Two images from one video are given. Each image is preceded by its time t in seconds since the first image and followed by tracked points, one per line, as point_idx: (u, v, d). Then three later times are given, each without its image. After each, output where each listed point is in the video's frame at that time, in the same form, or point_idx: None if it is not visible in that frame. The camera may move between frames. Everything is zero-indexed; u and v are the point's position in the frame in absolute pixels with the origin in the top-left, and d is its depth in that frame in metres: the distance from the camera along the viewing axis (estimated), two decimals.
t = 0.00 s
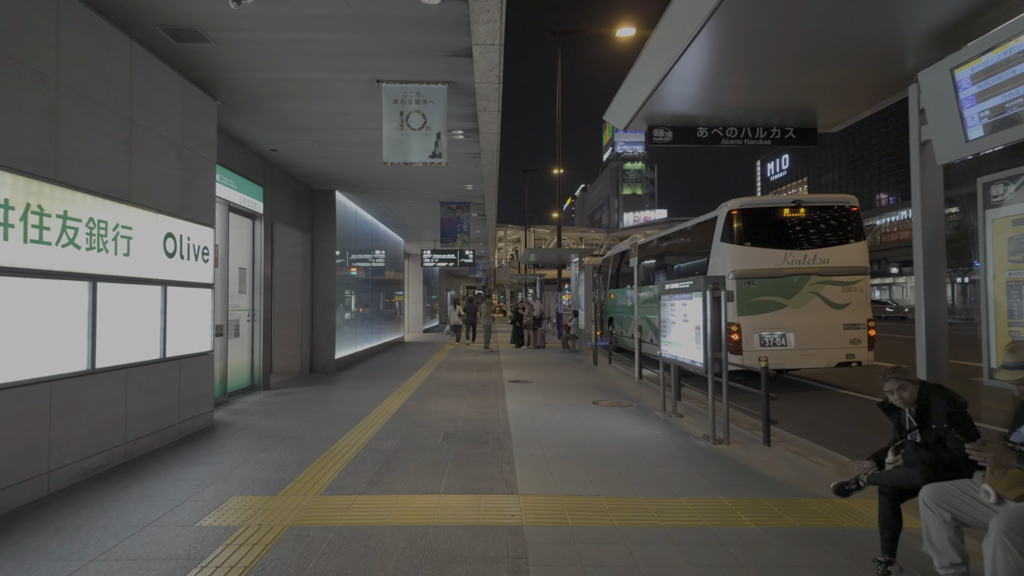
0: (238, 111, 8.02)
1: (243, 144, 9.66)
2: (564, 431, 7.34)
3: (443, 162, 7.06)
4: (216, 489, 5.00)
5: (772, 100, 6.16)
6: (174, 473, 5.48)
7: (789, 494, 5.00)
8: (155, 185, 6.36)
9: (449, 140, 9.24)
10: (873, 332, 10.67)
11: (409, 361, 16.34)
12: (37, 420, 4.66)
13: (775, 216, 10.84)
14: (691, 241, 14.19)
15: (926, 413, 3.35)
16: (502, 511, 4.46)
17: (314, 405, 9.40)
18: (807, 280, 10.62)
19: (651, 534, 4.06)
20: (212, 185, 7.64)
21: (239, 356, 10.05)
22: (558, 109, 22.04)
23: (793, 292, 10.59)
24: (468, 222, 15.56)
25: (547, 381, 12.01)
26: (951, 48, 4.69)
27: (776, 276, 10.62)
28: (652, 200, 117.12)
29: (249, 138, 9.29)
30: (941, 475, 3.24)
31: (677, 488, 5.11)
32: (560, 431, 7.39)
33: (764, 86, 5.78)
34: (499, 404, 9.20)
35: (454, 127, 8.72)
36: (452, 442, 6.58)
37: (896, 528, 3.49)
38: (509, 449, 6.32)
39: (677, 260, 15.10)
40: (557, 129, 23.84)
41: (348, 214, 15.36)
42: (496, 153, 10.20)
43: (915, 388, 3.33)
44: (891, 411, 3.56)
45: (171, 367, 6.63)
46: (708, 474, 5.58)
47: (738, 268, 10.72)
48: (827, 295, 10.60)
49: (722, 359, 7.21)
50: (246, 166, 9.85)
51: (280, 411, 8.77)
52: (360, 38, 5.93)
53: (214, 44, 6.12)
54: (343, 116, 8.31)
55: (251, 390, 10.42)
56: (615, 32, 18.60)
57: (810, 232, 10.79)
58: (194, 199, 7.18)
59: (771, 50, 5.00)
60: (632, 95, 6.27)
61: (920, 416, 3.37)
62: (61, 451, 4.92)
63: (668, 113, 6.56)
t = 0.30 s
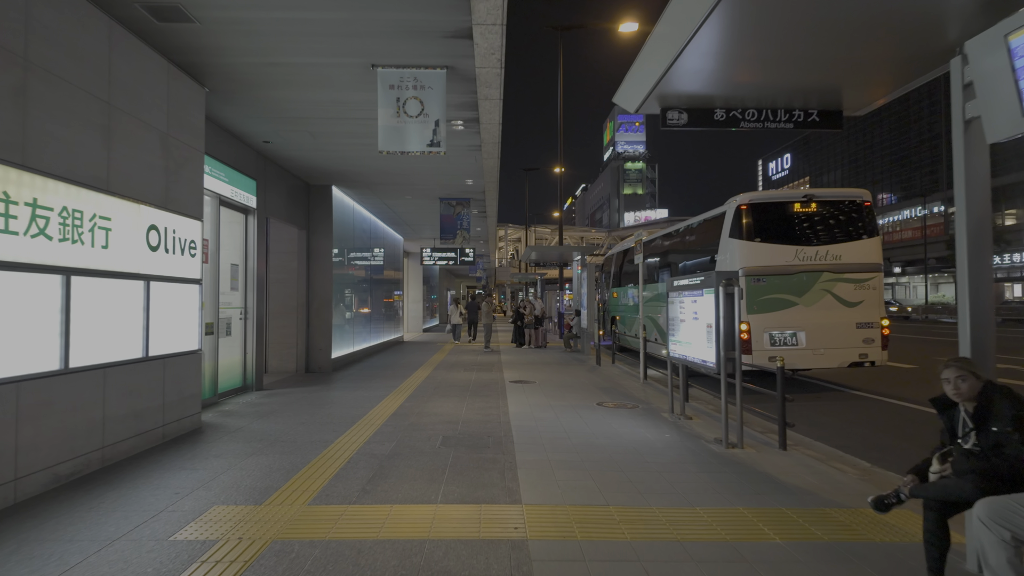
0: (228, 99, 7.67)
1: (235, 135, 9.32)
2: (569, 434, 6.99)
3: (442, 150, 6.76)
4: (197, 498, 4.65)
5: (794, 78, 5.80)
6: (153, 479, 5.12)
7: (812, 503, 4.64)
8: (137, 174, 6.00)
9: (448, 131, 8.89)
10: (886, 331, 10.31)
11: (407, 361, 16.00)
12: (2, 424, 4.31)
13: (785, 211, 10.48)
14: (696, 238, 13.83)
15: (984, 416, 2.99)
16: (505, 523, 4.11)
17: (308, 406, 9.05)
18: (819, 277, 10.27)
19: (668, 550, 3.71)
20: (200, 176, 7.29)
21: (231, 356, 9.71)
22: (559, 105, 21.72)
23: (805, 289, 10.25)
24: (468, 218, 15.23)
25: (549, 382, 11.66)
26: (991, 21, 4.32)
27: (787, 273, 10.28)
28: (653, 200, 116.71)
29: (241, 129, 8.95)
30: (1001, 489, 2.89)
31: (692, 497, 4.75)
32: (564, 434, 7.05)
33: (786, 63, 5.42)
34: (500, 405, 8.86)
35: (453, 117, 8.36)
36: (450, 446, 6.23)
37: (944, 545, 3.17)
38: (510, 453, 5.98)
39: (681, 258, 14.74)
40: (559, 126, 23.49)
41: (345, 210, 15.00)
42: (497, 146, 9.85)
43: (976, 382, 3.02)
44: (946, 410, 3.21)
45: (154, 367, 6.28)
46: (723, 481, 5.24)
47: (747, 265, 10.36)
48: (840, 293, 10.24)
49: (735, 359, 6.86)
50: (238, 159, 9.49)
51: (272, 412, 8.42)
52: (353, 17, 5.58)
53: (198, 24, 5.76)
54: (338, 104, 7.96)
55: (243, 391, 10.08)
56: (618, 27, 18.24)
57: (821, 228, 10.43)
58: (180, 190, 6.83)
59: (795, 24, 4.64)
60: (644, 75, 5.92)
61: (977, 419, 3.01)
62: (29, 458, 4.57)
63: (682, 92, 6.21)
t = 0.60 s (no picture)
0: (214, 92, 7.33)
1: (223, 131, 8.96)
2: (570, 444, 6.64)
3: (435, 145, 6.40)
4: (169, 519, 4.30)
5: (810, 61, 5.47)
6: (125, 496, 4.77)
7: (834, 524, 4.29)
8: (112, 169, 5.65)
9: (444, 126, 8.53)
10: (899, 334, 9.95)
11: (404, 363, 15.64)
12: None
13: (795, 209, 10.13)
14: (700, 238, 13.48)
15: None
16: (502, 549, 3.76)
17: (298, 413, 8.70)
18: (829, 278, 9.91)
19: None
20: (183, 173, 6.95)
21: (219, 360, 9.38)
22: (560, 103, 21.32)
23: (814, 291, 9.89)
24: (465, 217, 14.93)
25: (549, 386, 11.30)
26: None
27: (796, 275, 9.92)
28: (653, 200, 116.28)
29: (229, 124, 8.59)
30: None
31: (705, 517, 4.40)
32: (565, 443, 6.70)
33: (803, 45, 5.09)
34: (499, 411, 8.50)
35: (450, 111, 8.00)
36: (445, 458, 5.88)
37: None
38: (509, 466, 5.62)
39: (685, 259, 14.38)
40: (559, 124, 23.10)
41: (341, 210, 14.65)
42: (495, 142, 9.49)
43: None
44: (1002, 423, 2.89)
45: (132, 374, 5.93)
46: (735, 497, 4.89)
47: (755, 265, 10.00)
48: (851, 295, 9.89)
49: (746, 365, 6.51)
50: (227, 156, 9.15)
51: (260, 419, 8.07)
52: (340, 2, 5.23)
53: (177, 10, 5.42)
54: (329, 98, 7.61)
55: (233, 396, 9.76)
56: (619, 24, 17.87)
57: (832, 227, 10.07)
58: (160, 187, 6.48)
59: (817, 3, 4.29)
60: (652, 60, 5.57)
61: None
62: None
63: (691, 76, 5.85)
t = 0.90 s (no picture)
0: (193, 79, 6.99)
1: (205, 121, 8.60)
2: (568, 448, 6.31)
3: (425, 133, 6.12)
4: (131, 532, 3.95)
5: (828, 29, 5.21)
6: (86, 507, 4.42)
7: (855, 538, 3.94)
8: (77, 156, 5.28)
9: (436, 116, 8.19)
10: (906, 333, 9.64)
11: (397, 364, 15.28)
12: None
13: (798, 204, 9.81)
14: (699, 236, 13.15)
15: None
16: (493, 566, 3.43)
17: (284, 415, 8.33)
18: (834, 275, 9.61)
19: None
20: (159, 163, 6.59)
21: (201, 360, 9.03)
22: (556, 99, 20.99)
23: (819, 288, 9.58)
24: (460, 214, 14.55)
25: (546, 387, 10.96)
26: None
27: (799, 272, 9.61)
28: (650, 199, 116.06)
29: (211, 113, 8.24)
30: None
31: (712, 529, 4.07)
32: (562, 447, 6.37)
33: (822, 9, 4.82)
34: (493, 413, 8.16)
35: (441, 100, 7.66)
36: (435, 464, 5.55)
37: None
38: (503, 473, 5.27)
39: (683, 257, 14.05)
40: (556, 120, 22.75)
41: (333, 206, 14.30)
42: (490, 134, 9.15)
43: None
44: None
45: (101, 374, 5.56)
46: (744, 507, 4.56)
47: (757, 262, 9.69)
48: (857, 293, 9.57)
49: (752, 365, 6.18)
50: (209, 148, 8.79)
51: (243, 422, 7.70)
52: None
53: None
54: (314, 85, 7.26)
55: (217, 398, 9.41)
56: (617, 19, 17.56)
57: (837, 222, 9.75)
58: (133, 177, 6.11)
59: None
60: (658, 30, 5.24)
61: None
62: None
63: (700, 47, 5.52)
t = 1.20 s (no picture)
0: (173, 69, 6.59)
1: (190, 114, 8.21)
2: (571, 462, 5.91)
3: (420, 124, 5.69)
4: (88, 564, 3.54)
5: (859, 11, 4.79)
6: (45, 533, 4.02)
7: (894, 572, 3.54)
8: (40, 148, 4.87)
9: (432, 109, 7.78)
10: (922, 337, 9.25)
11: (394, 367, 14.88)
12: None
13: (810, 203, 9.41)
14: (703, 236, 12.76)
15: None
16: None
17: (272, 424, 7.92)
18: (847, 277, 9.22)
19: None
20: (136, 157, 6.18)
21: (186, 366, 8.64)
22: (556, 96, 20.56)
23: (832, 290, 9.19)
24: (458, 213, 14.13)
25: (547, 392, 10.56)
26: None
27: (811, 273, 9.22)
28: (650, 200, 115.70)
29: (195, 105, 7.83)
30: None
31: (734, 560, 3.67)
32: (564, 461, 5.97)
33: None
34: (491, 422, 7.76)
35: (438, 91, 7.25)
36: (430, 481, 5.14)
37: None
38: (502, 492, 4.87)
39: (687, 258, 13.65)
40: (556, 118, 22.34)
41: (327, 205, 13.89)
42: (489, 128, 8.74)
43: None
44: None
45: (70, 385, 5.17)
46: (766, 531, 4.16)
47: (767, 264, 9.30)
48: (871, 295, 9.17)
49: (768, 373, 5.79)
50: (194, 143, 8.38)
51: (227, 432, 7.29)
52: None
53: None
54: (303, 75, 6.85)
55: (202, 405, 9.02)
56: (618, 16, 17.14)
57: (851, 222, 9.36)
58: (107, 172, 5.71)
59: None
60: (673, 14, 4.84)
61: None
62: None
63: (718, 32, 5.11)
